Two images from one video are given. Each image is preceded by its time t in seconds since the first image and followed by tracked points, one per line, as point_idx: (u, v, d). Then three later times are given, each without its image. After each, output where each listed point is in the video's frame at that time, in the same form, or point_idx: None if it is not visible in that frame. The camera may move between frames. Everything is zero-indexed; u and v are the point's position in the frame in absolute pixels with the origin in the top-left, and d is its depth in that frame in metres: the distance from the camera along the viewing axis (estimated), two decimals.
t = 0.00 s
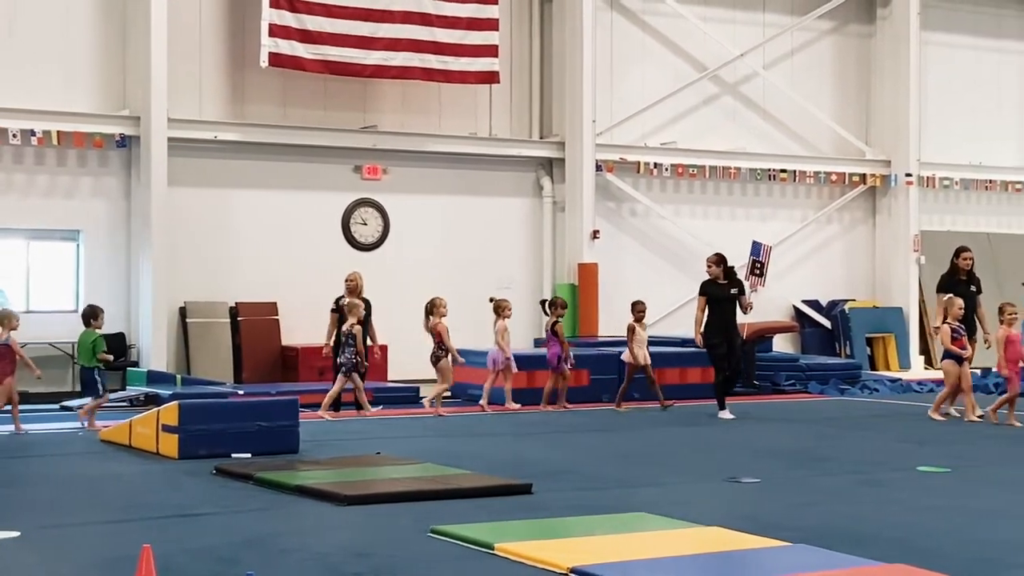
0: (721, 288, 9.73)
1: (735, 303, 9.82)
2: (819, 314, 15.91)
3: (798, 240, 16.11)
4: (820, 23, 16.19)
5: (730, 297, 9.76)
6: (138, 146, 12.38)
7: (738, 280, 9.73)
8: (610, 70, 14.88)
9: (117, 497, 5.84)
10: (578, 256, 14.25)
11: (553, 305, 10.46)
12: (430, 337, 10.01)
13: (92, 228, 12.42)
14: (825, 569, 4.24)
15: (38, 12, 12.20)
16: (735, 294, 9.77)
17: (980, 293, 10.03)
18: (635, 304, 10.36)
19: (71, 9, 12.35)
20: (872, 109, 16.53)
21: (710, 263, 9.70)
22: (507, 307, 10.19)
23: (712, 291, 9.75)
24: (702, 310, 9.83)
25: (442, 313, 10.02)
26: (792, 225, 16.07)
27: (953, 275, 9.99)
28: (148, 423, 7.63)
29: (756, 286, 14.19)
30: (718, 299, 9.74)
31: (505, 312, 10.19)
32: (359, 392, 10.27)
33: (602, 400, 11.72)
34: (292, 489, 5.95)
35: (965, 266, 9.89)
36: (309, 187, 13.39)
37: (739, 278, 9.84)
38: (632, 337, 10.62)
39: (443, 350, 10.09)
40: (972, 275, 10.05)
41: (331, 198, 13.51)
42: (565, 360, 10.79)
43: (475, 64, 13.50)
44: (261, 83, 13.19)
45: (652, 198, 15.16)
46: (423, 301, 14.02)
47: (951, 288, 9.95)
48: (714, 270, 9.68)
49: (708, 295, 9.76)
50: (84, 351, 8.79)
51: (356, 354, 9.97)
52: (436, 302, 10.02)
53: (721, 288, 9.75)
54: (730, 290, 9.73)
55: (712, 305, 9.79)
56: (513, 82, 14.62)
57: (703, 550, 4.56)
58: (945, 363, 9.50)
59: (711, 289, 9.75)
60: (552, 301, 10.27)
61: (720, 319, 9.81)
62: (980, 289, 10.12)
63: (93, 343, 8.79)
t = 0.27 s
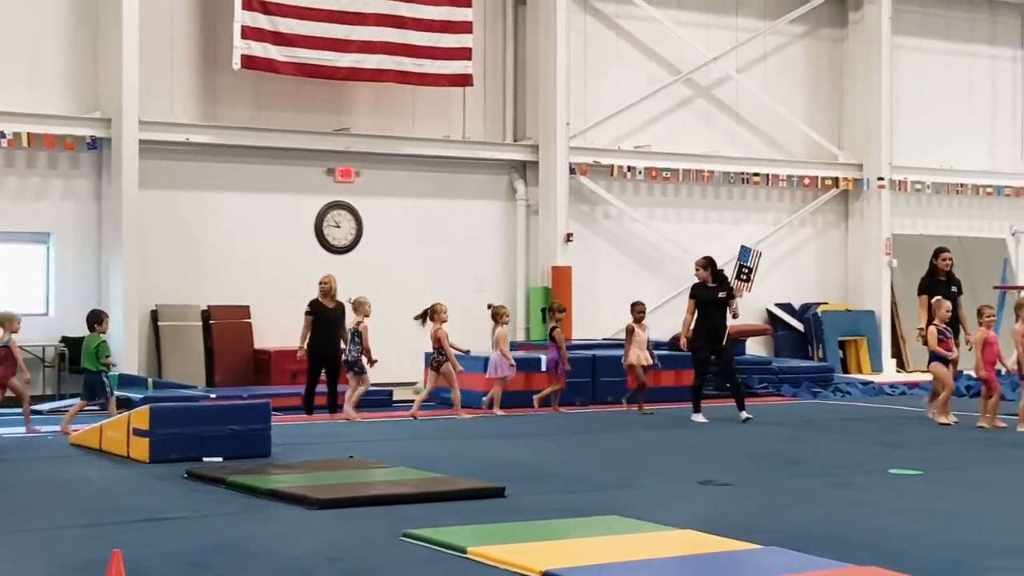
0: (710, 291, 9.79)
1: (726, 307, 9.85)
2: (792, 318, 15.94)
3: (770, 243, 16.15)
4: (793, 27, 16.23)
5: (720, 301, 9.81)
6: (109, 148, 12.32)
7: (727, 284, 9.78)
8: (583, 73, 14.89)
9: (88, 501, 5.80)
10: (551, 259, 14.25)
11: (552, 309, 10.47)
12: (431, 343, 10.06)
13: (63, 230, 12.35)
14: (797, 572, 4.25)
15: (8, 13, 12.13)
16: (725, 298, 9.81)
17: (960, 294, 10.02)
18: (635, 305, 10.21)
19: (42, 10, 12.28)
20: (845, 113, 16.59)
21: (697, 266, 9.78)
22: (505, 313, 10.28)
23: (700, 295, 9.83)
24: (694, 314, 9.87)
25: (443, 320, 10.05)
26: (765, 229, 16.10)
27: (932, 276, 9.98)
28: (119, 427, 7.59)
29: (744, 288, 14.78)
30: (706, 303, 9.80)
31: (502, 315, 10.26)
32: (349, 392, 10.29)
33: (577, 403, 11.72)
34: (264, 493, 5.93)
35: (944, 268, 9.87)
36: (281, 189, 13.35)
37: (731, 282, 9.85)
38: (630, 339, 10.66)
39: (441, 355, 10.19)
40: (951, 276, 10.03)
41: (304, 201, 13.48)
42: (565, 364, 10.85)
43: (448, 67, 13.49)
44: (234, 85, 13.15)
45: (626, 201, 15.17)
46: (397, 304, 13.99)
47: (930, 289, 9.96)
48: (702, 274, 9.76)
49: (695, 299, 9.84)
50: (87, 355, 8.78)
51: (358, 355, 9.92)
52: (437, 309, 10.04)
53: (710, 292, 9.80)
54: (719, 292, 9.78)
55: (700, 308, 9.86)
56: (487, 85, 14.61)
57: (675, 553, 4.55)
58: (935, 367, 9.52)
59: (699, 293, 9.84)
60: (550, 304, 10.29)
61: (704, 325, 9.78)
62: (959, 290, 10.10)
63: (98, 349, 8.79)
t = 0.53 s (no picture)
0: (699, 296, 9.73)
1: (715, 314, 9.78)
2: (760, 324, 15.94)
3: (738, 249, 16.19)
4: (761, 34, 16.29)
5: (709, 306, 9.74)
6: (76, 152, 12.26)
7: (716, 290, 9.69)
8: (552, 79, 14.91)
9: (52, 508, 5.76)
10: (520, 265, 14.25)
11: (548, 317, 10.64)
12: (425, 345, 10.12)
13: (28, 235, 12.27)
14: None
15: None
16: (715, 303, 9.73)
17: (932, 300, 10.02)
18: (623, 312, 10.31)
19: (8, 14, 12.21)
20: (812, 119, 16.66)
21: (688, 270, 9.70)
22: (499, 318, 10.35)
23: (690, 300, 9.76)
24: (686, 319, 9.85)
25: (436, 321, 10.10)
26: (733, 234, 16.14)
27: (904, 282, 9.99)
28: (84, 433, 7.54)
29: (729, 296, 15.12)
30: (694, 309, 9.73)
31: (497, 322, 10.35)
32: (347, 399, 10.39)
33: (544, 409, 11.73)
34: (231, 499, 5.90)
35: (916, 274, 9.88)
36: (249, 194, 13.30)
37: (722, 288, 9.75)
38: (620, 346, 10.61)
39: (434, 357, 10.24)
40: (923, 282, 10.03)
41: (272, 206, 13.44)
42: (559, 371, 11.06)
43: (417, 72, 13.48)
44: (202, 89, 13.10)
45: (594, 207, 15.18)
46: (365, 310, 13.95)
47: (902, 295, 9.99)
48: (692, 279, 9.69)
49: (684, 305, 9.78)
50: (88, 355, 10.06)
51: (362, 366, 9.98)
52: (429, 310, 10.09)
53: (699, 298, 9.73)
54: (707, 298, 9.71)
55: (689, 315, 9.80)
56: (456, 90, 14.60)
57: (642, 560, 4.55)
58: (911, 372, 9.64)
59: (688, 298, 9.77)
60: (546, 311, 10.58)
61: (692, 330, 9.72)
62: (932, 295, 10.09)
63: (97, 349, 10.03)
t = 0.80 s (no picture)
0: (685, 297, 9.65)
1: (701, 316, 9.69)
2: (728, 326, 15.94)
3: (706, 251, 16.22)
4: (729, 37, 16.32)
5: (696, 308, 9.65)
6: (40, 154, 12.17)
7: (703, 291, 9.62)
8: (520, 81, 14.89)
9: (16, 513, 5.70)
10: (488, 267, 14.22)
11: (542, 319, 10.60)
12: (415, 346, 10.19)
13: None
14: None
15: None
16: (701, 306, 9.65)
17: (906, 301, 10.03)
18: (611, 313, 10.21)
19: None
20: (780, 122, 16.70)
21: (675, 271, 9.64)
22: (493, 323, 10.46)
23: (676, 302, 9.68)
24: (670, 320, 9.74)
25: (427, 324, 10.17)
26: (702, 237, 16.17)
27: (878, 284, 9.99)
28: (49, 437, 7.47)
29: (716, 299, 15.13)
30: (680, 310, 9.65)
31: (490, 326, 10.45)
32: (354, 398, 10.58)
33: (513, 412, 11.77)
34: (197, 503, 5.85)
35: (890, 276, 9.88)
36: (216, 197, 13.24)
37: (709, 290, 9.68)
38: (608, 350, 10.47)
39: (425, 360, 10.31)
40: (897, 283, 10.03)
41: (239, 208, 13.36)
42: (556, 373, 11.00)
43: (385, 74, 13.43)
44: (168, 90, 13.02)
45: (563, 209, 15.17)
46: (332, 313, 13.89)
47: (876, 297, 10.00)
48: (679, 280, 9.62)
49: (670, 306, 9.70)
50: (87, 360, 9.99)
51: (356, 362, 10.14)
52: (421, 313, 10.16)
53: (685, 300, 9.65)
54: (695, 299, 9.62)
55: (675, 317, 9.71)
56: (424, 92, 14.56)
57: (611, 562, 4.53)
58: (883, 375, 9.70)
59: (674, 300, 9.69)
60: (544, 310, 10.58)
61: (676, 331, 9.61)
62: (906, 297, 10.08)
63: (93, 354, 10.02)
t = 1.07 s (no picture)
0: (670, 297, 9.51)
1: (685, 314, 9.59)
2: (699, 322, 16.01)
3: (675, 247, 16.26)
4: (698, 33, 16.36)
5: (680, 307, 9.53)
6: (6, 150, 12.09)
7: (688, 290, 9.49)
8: (489, 77, 14.88)
9: None
10: (459, 263, 14.22)
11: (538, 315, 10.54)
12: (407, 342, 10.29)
13: None
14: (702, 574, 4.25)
15: None
16: (686, 304, 9.53)
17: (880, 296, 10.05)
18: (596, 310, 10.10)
19: None
20: (749, 118, 16.75)
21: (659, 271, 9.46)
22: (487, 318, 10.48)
23: (660, 301, 9.54)
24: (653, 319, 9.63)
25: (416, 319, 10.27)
26: (671, 233, 16.20)
27: (853, 278, 10.01)
28: (17, 435, 7.43)
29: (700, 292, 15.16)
30: (665, 311, 9.52)
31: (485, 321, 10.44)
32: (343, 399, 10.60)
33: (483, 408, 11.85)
34: (166, 500, 5.82)
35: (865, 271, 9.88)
36: (185, 193, 13.18)
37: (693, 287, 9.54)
38: (594, 346, 10.37)
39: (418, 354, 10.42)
40: (872, 278, 10.04)
41: (208, 205, 13.31)
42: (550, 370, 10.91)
43: (355, 70, 13.40)
44: (136, 86, 12.96)
45: (533, 205, 15.17)
46: (302, 309, 13.85)
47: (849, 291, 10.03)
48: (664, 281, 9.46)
49: (654, 306, 9.56)
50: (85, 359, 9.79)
51: (354, 363, 10.18)
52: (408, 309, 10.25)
53: (669, 300, 9.51)
54: (678, 300, 9.50)
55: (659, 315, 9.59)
56: (393, 88, 14.53)
57: (583, 557, 4.53)
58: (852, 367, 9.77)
59: (658, 300, 9.55)
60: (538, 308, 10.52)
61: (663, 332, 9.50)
62: (880, 291, 10.10)
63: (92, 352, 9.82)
